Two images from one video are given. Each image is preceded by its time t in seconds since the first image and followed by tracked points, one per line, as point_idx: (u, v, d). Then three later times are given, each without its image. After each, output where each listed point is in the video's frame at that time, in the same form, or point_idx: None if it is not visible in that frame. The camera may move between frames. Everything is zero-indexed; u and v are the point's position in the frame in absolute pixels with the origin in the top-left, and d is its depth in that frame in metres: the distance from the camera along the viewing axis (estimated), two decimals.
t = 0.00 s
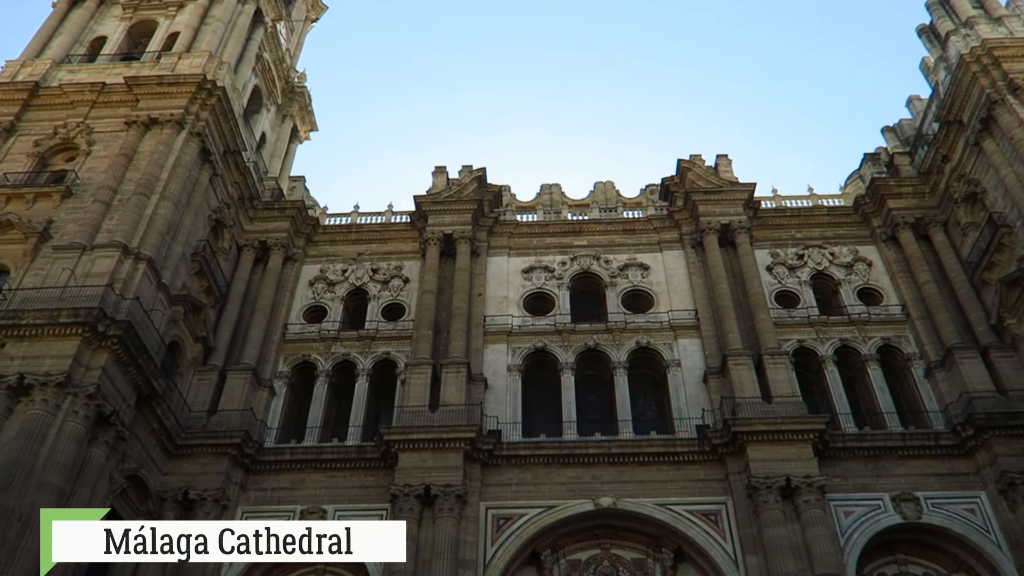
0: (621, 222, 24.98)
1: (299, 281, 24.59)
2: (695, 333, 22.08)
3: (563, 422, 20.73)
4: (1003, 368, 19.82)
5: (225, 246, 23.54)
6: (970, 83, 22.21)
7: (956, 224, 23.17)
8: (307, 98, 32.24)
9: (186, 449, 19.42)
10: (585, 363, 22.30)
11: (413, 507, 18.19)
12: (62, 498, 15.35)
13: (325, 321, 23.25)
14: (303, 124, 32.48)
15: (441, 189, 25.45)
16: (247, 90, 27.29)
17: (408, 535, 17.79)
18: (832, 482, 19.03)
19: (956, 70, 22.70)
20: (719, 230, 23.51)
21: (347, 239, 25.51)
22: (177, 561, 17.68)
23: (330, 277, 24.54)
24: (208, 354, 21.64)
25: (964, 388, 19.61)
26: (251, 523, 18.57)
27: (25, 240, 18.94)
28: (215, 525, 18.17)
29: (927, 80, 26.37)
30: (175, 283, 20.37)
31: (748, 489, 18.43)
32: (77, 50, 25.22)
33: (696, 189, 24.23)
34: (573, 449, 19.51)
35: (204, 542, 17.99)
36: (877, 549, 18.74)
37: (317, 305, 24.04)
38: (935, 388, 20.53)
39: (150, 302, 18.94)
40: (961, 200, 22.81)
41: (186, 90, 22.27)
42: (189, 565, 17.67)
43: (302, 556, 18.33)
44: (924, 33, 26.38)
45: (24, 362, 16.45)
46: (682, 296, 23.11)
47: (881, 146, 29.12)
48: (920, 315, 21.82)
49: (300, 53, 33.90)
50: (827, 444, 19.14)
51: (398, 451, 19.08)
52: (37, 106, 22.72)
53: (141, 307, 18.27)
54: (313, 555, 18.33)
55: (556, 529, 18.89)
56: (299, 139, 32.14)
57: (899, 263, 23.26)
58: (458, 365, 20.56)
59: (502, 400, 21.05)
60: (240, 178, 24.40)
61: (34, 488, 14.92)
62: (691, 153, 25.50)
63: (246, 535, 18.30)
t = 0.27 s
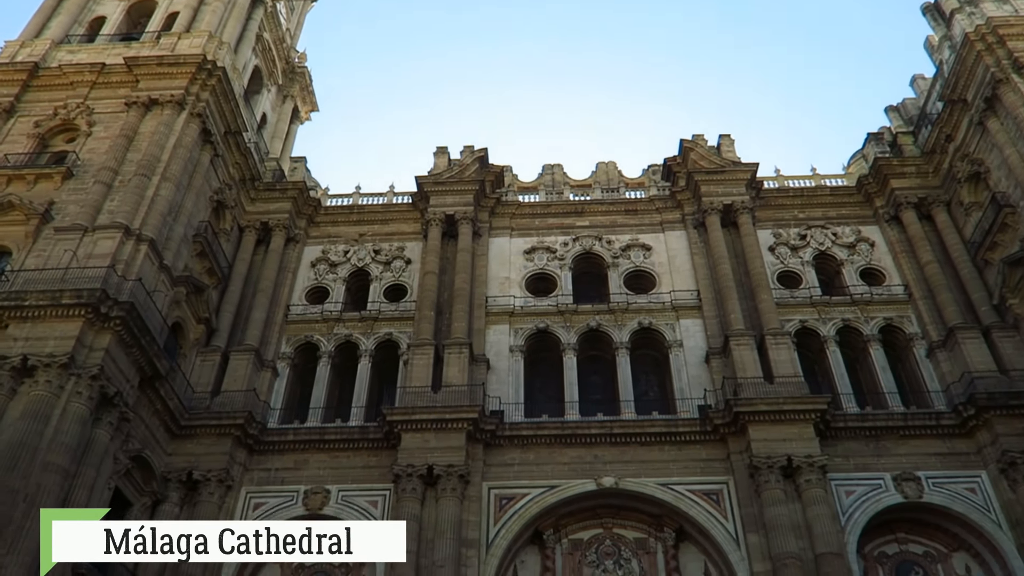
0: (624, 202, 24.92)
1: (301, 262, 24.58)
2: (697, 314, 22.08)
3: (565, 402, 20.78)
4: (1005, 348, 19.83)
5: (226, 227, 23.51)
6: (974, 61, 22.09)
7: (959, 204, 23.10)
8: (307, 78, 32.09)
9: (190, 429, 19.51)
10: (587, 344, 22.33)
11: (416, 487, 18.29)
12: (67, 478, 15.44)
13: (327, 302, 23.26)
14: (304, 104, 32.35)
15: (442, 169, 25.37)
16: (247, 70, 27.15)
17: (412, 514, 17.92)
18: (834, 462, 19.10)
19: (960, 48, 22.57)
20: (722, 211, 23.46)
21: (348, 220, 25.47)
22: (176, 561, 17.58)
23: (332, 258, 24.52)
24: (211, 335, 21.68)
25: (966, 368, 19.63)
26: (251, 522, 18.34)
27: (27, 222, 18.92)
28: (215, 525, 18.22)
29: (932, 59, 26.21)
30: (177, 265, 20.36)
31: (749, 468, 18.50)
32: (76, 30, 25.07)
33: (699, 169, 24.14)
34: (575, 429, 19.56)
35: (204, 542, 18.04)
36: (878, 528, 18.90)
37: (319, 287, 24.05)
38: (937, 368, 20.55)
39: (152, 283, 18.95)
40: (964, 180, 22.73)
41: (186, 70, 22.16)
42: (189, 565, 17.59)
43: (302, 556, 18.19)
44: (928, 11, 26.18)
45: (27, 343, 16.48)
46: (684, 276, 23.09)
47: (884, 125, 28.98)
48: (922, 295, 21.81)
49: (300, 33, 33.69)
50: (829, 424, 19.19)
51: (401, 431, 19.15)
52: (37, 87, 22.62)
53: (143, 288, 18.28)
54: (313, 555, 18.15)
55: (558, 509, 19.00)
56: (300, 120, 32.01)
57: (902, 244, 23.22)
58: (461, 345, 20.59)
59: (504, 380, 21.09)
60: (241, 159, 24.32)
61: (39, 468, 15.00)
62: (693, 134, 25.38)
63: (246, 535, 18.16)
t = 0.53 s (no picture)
0: (627, 180, 24.86)
1: (304, 240, 24.57)
2: (700, 292, 22.09)
3: (568, 380, 20.84)
4: (1007, 325, 19.86)
5: (229, 206, 23.48)
6: (980, 37, 21.98)
7: (963, 181, 23.04)
8: (308, 56, 31.92)
9: (194, 407, 19.59)
10: (590, 322, 22.37)
11: (420, 463, 18.41)
12: (72, 456, 15.53)
13: (330, 281, 23.28)
14: (305, 82, 32.21)
15: (445, 147, 25.29)
16: (248, 48, 27.00)
17: (416, 491, 18.05)
18: (835, 438, 19.19)
19: (966, 24, 22.44)
20: (725, 188, 23.42)
21: (350, 198, 25.42)
22: (176, 561, 17.44)
23: (334, 236, 24.51)
24: (214, 313, 21.72)
25: (968, 345, 19.68)
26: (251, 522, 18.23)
27: (29, 200, 18.90)
28: (215, 525, 17.99)
29: (937, 35, 26.04)
30: (179, 243, 20.36)
31: (751, 445, 18.60)
32: (75, 7, 24.92)
33: (702, 147, 24.07)
34: (578, 406, 19.63)
35: (204, 542, 17.82)
36: (879, 503, 19.17)
37: (322, 265, 24.06)
38: (939, 345, 20.59)
39: (155, 261, 18.96)
40: (968, 157, 22.66)
41: (187, 47, 22.04)
42: (189, 564, 17.42)
43: (303, 556, 18.07)
44: None
45: (31, 321, 16.51)
46: (687, 254, 23.09)
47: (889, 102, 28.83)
48: (925, 273, 21.81)
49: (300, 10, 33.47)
50: (831, 400, 19.27)
51: (405, 408, 19.23)
52: (37, 65, 22.51)
53: (146, 267, 18.29)
54: (313, 555, 17.97)
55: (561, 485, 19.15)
56: (301, 98, 31.88)
57: (905, 221, 23.19)
58: (464, 323, 20.62)
59: (507, 358, 21.15)
60: (243, 137, 24.24)
61: (45, 446, 15.09)
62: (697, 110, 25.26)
63: (246, 535, 18.00)
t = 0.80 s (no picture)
0: (630, 154, 24.74)
1: (307, 216, 24.54)
2: (703, 267, 22.07)
3: (571, 355, 20.89)
4: (1011, 299, 19.83)
5: (231, 181, 23.43)
6: (987, 9, 21.76)
7: (969, 155, 22.91)
8: (309, 30, 31.70)
9: (199, 382, 19.69)
10: (594, 297, 22.38)
11: (424, 437, 18.53)
12: (79, 430, 15.65)
13: (333, 256, 23.28)
14: (306, 56, 32.02)
15: (447, 122, 25.16)
16: (248, 22, 26.81)
17: (420, 465, 18.19)
18: (838, 412, 19.25)
19: None
20: (729, 163, 23.32)
21: (353, 174, 25.35)
22: (176, 561, 17.21)
23: (337, 212, 24.48)
24: (218, 289, 21.75)
25: (971, 319, 19.67)
26: (251, 522, 18.11)
27: (32, 176, 18.88)
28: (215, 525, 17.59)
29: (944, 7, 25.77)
30: (182, 219, 20.35)
31: (754, 419, 18.68)
32: None
33: (706, 121, 23.92)
34: (581, 381, 19.69)
35: (204, 542, 17.44)
36: (880, 477, 19.35)
37: (325, 241, 24.05)
38: (942, 320, 20.58)
39: (158, 237, 18.96)
40: (974, 131, 22.51)
41: (187, 22, 21.89)
42: (189, 564, 17.22)
43: (303, 556, 18.14)
44: None
45: (36, 297, 16.55)
46: (690, 229, 23.04)
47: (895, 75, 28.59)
48: (929, 247, 21.75)
49: None
50: (834, 375, 19.31)
51: (409, 383, 19.32)
52: (37, 40, 22.39)
53: (149, 242, 18.30)
54: (313, 554, 18.14)
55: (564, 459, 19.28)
56: (303, 73, 31.70)
57: (909, 195, 23.09)
58: (467, 298, 20.64)
59: (511, 333, 21.18)
60: (245, 112, 24.14)
61: (52, 421, 15.20)
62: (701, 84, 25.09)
63: (246, 535, 17.81)
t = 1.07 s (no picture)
0: (634, 126, 24.56)
1: (309, 189, 24.45)
2: (707, 239, 22.01)
3: (574, 327, 20.92)
4: (1015, 271, 19.79)
5: (233, 154, 23.32)
6: None
7: (976, 126, 22.72)
8: None
9: (204, 355, 19.77)
10: (597, 270, 22.36)
11: (428, 409, 18.65)
12: (85, 403, 15.77)
13: (336, 229, 23.23)
14: (306, 27, 31.69)
15: (450, 93, 24.97)
16: None
17: (424, 437, 18.33)
18: (840, 384, 19.33)
19: None
20: (733, 134, 23.15)
21: (355, 146, 25.22)
22: (176, 561, 17.14)
23: (340, 184, 24.38)
24: (222, 262, 21.76)
25: (975, 291, 19.65)
26: (251, 522, 18.30)
27: (33, 149, 18.80)
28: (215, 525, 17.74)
29: None
30: (185, 192, 20.29)
31: (757, 391, 18.76)
32: None
33: (711, 92, 23.71)
34: (584, 353, 19.74)
35: (204, 542, 17.55)
36: (881, 448, 19.51)
37: (328, 213, 24.00)
38: (946, 292, 20.56)
39: (161, 210, 18.93)
40: (982, 101, 22.30)
41: None
42: (191, 560, 17.19)
43: (302, 557, 18.29)
44: None
45: (40, 271, 16.57)
46: (694, 201, 22.95)
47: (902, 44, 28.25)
48: (934, 219, 21.66)
49: None
50: (836, 347, 19.34)
51: (412, 356, 19.39)
52: (35, 11, 22.17)
53: (152, 216, 18.28)
54: (313, 555, 18.28)
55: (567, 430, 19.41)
56: (303, 43, 31.38)
57: (915, 167, 22.94)
58: (471, 272, 20.63)
59: (514, 306, 21.20)
60: (245, 84, 23.96)
61: (58, 393, 15.30)
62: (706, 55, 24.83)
63: (246, 534, 18.04)
